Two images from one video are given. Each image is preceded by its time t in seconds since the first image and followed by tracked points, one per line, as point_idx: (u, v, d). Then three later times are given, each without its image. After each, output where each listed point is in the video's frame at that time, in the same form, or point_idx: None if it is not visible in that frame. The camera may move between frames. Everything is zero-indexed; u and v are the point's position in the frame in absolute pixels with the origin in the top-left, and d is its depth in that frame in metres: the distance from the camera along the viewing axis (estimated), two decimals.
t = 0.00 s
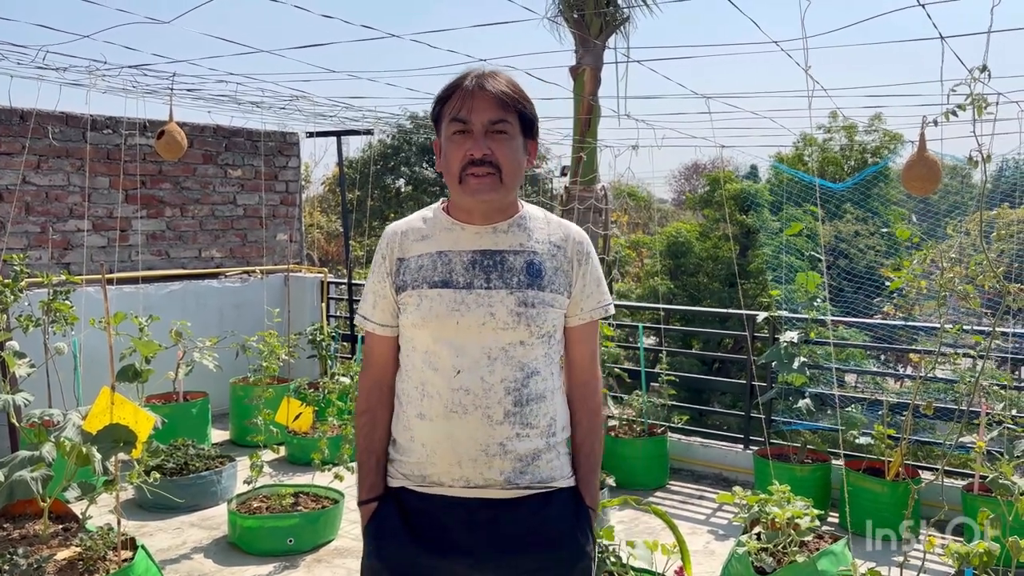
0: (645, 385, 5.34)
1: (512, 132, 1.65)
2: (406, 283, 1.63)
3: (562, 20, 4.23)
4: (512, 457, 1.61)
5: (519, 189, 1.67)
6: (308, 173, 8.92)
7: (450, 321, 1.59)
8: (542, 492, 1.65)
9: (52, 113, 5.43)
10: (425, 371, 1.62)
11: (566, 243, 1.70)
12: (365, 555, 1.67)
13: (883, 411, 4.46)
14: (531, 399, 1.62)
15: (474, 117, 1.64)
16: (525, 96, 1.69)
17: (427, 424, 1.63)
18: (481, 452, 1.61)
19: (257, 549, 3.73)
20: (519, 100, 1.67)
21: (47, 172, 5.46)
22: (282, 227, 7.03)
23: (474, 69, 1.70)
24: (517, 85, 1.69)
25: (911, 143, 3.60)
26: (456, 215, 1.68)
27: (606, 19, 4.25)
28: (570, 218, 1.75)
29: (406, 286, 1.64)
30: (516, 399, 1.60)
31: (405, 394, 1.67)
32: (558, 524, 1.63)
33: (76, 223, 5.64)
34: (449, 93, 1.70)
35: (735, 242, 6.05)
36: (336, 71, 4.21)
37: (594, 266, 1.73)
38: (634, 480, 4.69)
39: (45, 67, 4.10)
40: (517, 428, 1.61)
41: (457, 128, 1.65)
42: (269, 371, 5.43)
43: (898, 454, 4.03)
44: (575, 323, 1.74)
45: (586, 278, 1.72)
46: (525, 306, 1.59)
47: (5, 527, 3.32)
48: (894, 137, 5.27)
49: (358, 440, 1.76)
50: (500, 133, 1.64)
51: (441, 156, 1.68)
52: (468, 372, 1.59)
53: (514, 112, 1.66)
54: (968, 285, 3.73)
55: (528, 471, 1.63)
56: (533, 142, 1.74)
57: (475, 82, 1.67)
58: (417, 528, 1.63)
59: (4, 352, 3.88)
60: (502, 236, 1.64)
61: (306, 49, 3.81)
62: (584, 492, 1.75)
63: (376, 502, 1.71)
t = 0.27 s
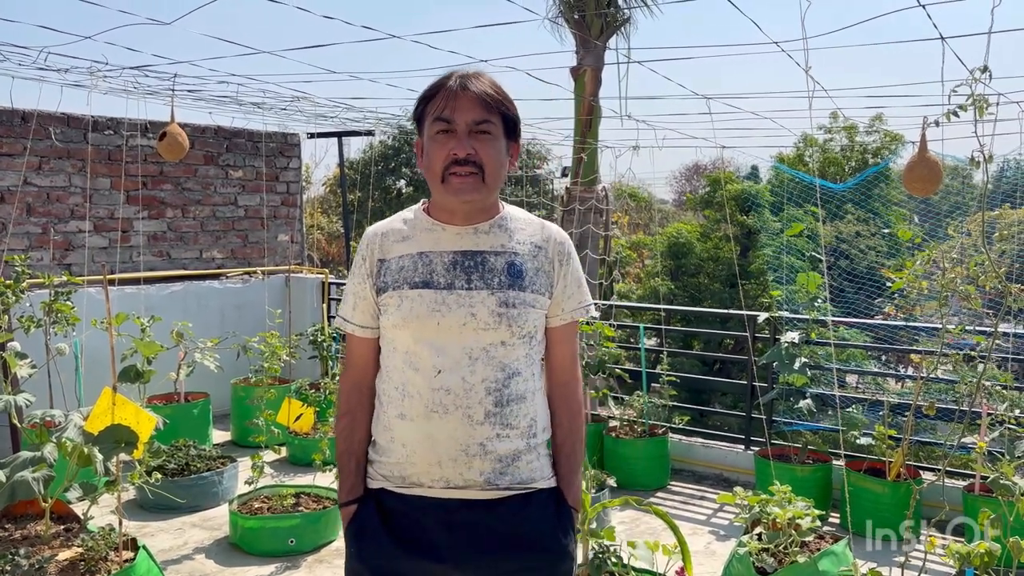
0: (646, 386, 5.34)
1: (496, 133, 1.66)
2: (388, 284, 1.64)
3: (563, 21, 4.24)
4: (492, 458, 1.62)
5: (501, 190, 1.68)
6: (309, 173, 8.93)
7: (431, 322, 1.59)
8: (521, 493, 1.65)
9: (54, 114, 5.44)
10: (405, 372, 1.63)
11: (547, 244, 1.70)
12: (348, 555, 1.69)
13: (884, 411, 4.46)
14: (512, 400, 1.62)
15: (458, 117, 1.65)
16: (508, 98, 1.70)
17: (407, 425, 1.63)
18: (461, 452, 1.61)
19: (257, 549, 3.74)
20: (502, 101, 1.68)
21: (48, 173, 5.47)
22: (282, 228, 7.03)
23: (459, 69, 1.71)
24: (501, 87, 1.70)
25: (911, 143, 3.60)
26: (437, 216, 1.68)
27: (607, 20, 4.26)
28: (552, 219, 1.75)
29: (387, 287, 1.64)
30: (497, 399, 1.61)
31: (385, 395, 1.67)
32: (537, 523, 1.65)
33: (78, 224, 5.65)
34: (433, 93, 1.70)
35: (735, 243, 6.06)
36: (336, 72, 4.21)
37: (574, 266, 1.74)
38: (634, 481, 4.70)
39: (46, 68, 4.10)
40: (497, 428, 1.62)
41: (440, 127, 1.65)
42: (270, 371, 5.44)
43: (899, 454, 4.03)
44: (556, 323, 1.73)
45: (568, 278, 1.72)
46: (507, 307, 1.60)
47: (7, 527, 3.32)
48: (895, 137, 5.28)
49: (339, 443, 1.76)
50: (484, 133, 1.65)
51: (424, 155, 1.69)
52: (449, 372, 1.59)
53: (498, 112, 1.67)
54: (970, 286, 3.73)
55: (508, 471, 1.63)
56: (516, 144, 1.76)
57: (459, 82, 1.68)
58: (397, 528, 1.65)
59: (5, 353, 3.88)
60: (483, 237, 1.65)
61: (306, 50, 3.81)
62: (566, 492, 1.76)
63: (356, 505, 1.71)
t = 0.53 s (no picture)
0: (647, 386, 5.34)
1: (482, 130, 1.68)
2: (376, 287, 1.63)
3: (564, 20, 4.25)
4: (491, 454, 1.65)
5: (486, 188, 1.70)
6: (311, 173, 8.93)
7: (425, 324, 1.60)
8: (517, 486, 1.69)
9: (56, 114, 5.45)
10: (399, 373, 1.62)
11: (531, 241, 1.77)
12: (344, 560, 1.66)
13: (885, 410, 4.47)
14: (507, 396, 1.66)
15: (445, 114, 1.66)
16: (492, 98, 1.72)
17: (405, 427, 1.62)
18: (461, 451, 1.63)
19: (259, 549, 3.74)
20: (487, 100, 1.70)
21: (50, 173, 5.48)
22: (284, 228, 7.04)
23: (443, 69, 1.72)
24: (485, 86, 1.72)
25: (912, 143, 3.61)
26: (422, 214, 1.68)
27: (608, 19, 4.30)
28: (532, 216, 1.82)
29: (376, 290, 1.63)
30: (494, 397, 1.64)
31: (376, 398, 1.66)
32: (535, 515, 1.68)
33: (79, 224, 5.65)
34: (418, 91, 1.71)
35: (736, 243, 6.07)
36: (338, 72, 4.22)
37: (555, 262, 1.82)
38: (636, 480, 4.70)
39: (49, 68, 4.11)
40: (495, 426, 1.65)
41: (426, 124, 1.66)
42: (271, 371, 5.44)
43: (900, 453, 4.03)
44: (541, 316, 1.82)
45: (550, 273, 1.80)
46: (499, 305, 1.64)
47: (9, 527, 3.33)
48: (895, 137, 5.29)
49: (324, 448, 1.75)
50: (470, 131, 1.66)
51: (409, 153, 1.69)
52: (445, 373, 1.61)
53: (483, 111, 1.69)
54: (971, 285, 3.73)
55: (505, 466, 1.66)
56: (498, 143, 1.78)
57: (445, 81, 1.69)
58: (397, 528, 1.63)
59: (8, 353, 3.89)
60: (470, 236, 1.68)
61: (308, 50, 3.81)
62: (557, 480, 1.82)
63: (350, 507, 1.69)
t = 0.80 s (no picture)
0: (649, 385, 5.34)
1: (468, 132, 1.69)
2: (371, 292, 1.62)
3: (565, 19, 4.25)
4: (491, 451, 1.68)
5: (474, 188, 1.71)
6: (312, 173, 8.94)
7: (424, 327, 1.61)
8: (512, 478, 1.73)
9: (57, 113, 5.45)
10: (399, 376, 1.62)
11: (517, 238, 1.82)
12: (345, 560, 1.67)
13: (886, 409, 4.47)
14: (503, 393, 1.70)
15: (430, 117, 1.66)
16: (475, 98, 1.73)
17: (407, 429, 1.63)
18: (464, 449, 1.65)
19: (261, 547, 3.74)
20: (471, 100, 1.71)
21: (52, 172, 5.48)
22: (285, 227, 7.04)
23: (425, 70, 1.72)
24: (468, 86, 1.73)
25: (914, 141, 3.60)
26: (412, 217, 1.69)
27: (609, 18, 4.30)
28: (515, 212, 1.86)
29: (370, 295, 1.62)
30: (492, 395, 1.67)
31: (373, 401, 1.65)
32: (529, 505, 1.73)
33: (81, 223, 5.65)
34: (401, 94, 1.71)
35: (736, 242, 6.06)
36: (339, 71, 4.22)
37: (537, 259, 1.89)
38: (637, 479, 4.70)
39: (50, 67, 4.12)
40: (494, 423, 1.68)
41: (412, 129, 1.66)
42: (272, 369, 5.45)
43: (902, 452, 4.03)
44: (526, 310, 1.89)
45: (534, 269, 1.88)
46: (494, 303, 1.67)
47: (11, 525, 3.33)
48: (896, 136, 5.30)
49: (316, 450, 1.72)
50: (457, 133, 1.67)
51: (395, 157, 1.68)
52: (446, 374, 1.63)
53: (468, 112, 1.70)
54: (972, 283, 3.73)
55: (502, 461, 1.70)
56: (483, 142, 1.79)
57: (428, 83, 1.69)
58: (398, 526, 1.65)
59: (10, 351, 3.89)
60: (462, 237, 1.70)
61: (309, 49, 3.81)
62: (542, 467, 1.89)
63: (348, 508, 1.70)
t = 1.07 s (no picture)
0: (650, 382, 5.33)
1: (461, 131, 1.68)
2: (366, 295, 1.61)
3: (566, 17, 4.24)
4: (484, 448, 1.71)
5: (468, 188, 1.70)
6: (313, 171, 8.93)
7: (419, 332, 1.62)
8: (503, 473, 1.76)
9: (57, 111, 5.45)
10: (395, 379, 1.62)
11: (509, 236, 1.82)
12: (342, 558, 1.66)
13: (887, 407, 4.47)
14: (495, 391, 1.73)
15: (423, 117, 1.65)
16: (469, 97, 1.72)
17: (403, 429, 1.64)
18: (459, 448, 1.67)
19: (262, 545, 3.74)
20: (463, 99, 1.70)
21: (52, 169, 5.48)
22: (286, 225, 7.03)
23: (416, 69, 1.71)
24: (460, 85, 1.72)
25: (916, 139, 3.59)
26: (406, 218, 1.68)
27: (610, 16, 4.30)
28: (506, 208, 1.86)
29: (365, 298, 1.61)
30: (486, 395, 1.70)
31: (369, 401, 1.66)
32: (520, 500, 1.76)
33: (81, 220, 5.65)
34: (393, 93, 1.69)
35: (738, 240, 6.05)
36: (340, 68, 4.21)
37: (528, 255, 1.89)
38: (639, 477, 4.70)
39: (51, 64, 4.12)
40: (487, 422, 1.71)
41: (405, 129, 1.65)
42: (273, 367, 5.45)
43: (903, 450, 4.03)
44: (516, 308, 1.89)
45: (525, 266, 1.88)
46: (487, 306, 1.68)
47: (12, 523, 3.33)
48: (897, 134, 5.29)
49: (313, 449, 1.70)
50: (450, 133, 1.66)
51: (388, 158, 1.67)
52: (441, 377, 1.64)
53: (461, 111, 1.69)
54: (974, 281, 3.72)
55: (494, 455, 1.73)
56: (475, 140, 1.78)
57: (420, 82, 1.68)
58: (394, 522, 1.66)
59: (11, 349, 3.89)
60: (456, 238, 1.70)
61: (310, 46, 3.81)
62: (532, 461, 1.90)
63: (349, 504, 1.69)
